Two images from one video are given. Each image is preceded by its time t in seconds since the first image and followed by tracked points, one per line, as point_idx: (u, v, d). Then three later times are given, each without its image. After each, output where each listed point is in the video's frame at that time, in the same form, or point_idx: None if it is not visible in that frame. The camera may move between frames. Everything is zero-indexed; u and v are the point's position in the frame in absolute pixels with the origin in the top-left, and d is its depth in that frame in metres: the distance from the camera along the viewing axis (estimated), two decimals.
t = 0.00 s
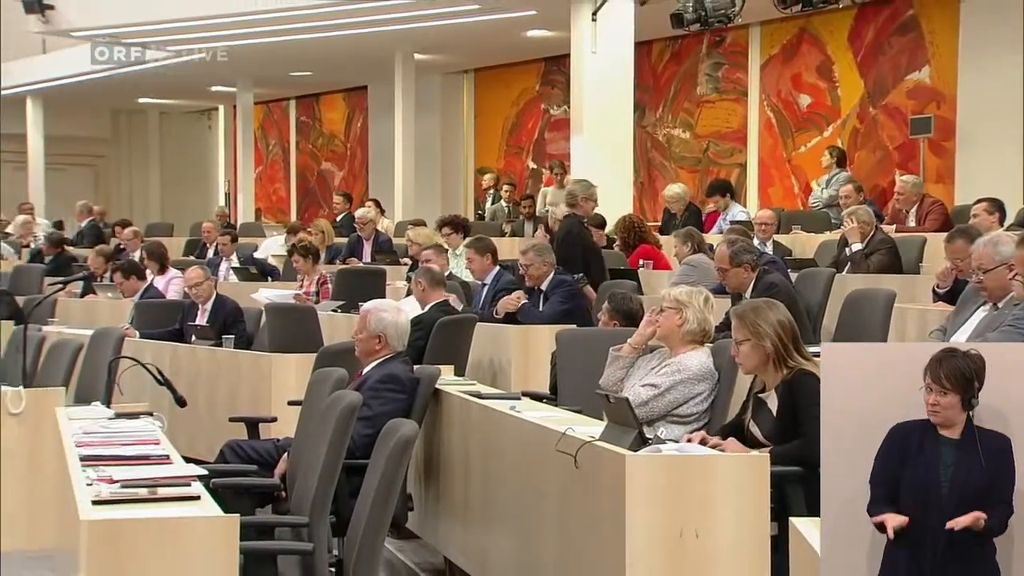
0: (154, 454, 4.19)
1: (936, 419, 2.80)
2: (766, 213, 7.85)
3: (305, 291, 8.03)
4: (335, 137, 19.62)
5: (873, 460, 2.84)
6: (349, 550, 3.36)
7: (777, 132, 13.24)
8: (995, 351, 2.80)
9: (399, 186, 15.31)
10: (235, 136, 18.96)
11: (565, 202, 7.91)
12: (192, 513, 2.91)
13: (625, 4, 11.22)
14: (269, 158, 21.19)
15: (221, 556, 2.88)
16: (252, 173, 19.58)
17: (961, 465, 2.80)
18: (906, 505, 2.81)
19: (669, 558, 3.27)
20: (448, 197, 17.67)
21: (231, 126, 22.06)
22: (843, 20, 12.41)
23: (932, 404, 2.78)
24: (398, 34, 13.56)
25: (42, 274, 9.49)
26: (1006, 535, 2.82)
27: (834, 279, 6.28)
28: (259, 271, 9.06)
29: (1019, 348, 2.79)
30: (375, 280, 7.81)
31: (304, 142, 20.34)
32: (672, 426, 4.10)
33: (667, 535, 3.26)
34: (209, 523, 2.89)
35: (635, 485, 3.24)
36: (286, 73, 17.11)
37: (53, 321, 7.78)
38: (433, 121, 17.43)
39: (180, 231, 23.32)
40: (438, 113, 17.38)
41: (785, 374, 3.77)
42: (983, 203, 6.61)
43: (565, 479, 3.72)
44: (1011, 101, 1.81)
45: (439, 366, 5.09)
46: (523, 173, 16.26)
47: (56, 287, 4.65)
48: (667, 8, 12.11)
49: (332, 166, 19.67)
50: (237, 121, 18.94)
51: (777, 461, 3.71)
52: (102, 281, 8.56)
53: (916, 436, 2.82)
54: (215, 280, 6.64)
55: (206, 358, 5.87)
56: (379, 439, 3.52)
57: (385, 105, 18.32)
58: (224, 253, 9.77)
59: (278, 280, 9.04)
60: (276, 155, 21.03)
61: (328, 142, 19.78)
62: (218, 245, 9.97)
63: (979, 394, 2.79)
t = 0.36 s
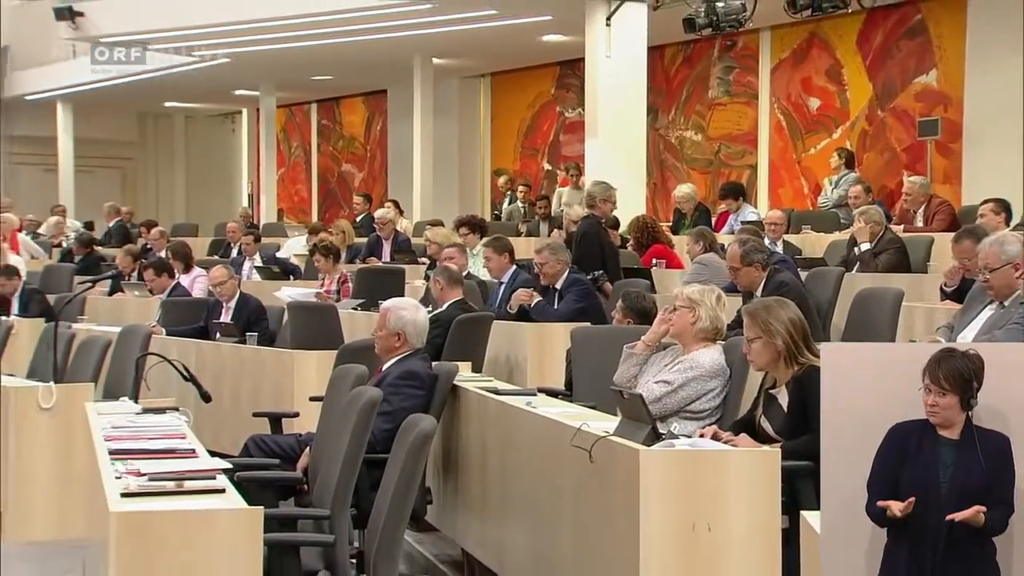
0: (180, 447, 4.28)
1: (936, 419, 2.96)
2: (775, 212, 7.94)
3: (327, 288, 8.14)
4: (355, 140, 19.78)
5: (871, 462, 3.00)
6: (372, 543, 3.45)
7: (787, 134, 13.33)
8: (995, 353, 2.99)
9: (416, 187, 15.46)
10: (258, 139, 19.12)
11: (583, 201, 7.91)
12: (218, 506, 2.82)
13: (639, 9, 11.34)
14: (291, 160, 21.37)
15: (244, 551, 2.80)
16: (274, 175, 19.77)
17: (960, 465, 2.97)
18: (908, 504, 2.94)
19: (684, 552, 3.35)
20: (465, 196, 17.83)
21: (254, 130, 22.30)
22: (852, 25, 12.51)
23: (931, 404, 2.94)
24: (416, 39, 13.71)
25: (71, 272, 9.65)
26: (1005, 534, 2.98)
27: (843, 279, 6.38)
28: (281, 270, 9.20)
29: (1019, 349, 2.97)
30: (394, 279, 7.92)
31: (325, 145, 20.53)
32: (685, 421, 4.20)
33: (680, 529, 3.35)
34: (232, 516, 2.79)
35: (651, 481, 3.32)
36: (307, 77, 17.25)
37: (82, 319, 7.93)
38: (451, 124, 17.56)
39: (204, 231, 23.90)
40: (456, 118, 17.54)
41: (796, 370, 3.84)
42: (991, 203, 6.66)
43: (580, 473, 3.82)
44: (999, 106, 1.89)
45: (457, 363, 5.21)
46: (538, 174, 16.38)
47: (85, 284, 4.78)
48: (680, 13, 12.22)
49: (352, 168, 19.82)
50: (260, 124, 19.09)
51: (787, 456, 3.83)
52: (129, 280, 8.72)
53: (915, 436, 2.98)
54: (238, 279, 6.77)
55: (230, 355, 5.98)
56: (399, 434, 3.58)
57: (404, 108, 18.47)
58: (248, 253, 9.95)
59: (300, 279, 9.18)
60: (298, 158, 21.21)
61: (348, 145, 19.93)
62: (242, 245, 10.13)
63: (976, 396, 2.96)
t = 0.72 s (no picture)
0: (204, 439, 4.40)
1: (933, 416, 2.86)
2: (783, 211, 8.09)
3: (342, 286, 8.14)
4: (373, 141, 19.94)
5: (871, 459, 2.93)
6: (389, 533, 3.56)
7: (793, 135, 13.44)
8: (1000, 354, 2.93)
9: (432, 188, 15.57)
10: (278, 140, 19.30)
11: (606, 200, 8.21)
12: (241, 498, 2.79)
13: (650, 14, 11.46)
14: (311, 160, 21.57)
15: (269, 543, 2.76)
16: (293, 175, 19.96)
17: (959, 464, 2.87)
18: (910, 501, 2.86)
19: (696, 546, 3.39)
20: (481, 196, 17.98)
21: (274, 131, 22.52)
22: (858, 29, 12.61)
23: (931, 400, 2.84)
24: (431, 44, 13.86)
25: (98, 270, 9.81)
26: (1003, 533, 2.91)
27: (848, 277, 6.51)
28: (300, 268, 9.36)
29: None
30: (411, 276, 8.09)
31: (343, 146, 20.72)
32: (694, 415, 4.31)
33: (690, 520, 3.38)
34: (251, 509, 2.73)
35: (660, 476, 3.36)
36: (327, 80, 17.42)
37: (108, 316, 8.09)
38: (467, 126, 17.73)
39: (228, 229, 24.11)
40: (471, 120, 17.71)
41: (803, 366, 3.91)
42: (993, 204, 6.84)
43: (594, 466, 3.89)
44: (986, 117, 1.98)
45: (473, 359, 5.34)
46: (550, 175, 16.51)
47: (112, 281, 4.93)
48: (689, 18, 12.34)
49: (370, 169, 19.98)
50: (280, 127, 19.26)
51: (795, 449, 3.94)
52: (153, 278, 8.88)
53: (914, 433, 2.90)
54: (260, 277, 6.89)
55: (252, 351, 6.11)
56: (417, 427, 3.68)
57: (421, 110, 18.64)
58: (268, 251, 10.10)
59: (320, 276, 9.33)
60: (317, 158, 21.41)
61: (366, 146, 20.10)
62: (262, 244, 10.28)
63: (976, 397, 2.87)
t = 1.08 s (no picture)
0: (231, 430, 4.54)
1: (939, 413, 3.32)
2: (792, 208, 8.20)
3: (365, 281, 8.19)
4: (394, 141, 20.09)
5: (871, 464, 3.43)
6: (412, 523, 3.68)
7: (804, 135, 13.54)
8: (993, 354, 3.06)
9: (452, 186, 15.74)
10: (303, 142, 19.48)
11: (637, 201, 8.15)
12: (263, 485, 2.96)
13: (664, 15, 11.56)
14: (333, 160, 21.76)
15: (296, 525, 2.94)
16: (316, 174, 20.11)
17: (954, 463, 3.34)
18: (909, 503, 3.33)
19: (710, 531, 3.47)
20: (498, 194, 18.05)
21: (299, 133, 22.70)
22: (867, 30, 12.71)
23: (936, 399, 3.31)
24: (448, 45, 13.96)
25: (130, 266, 10.01)
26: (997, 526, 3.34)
27: (859, 273, 6.62)
28: (324, 263, 9.54)
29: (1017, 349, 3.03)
30: (430, 272, 8.25)
31: (365, 146, 20.89)
32: (707, 407, 4.37)
33: (704, 508, 3.46)
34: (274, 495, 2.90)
35: (674, 465, 3.45)
36: (349, 82, 17.59)
37: (138, 312, 8.29)
38: (484, 126, 17.87)
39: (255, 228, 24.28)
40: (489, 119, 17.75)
41: (813, 361, 4.04)
42: (1000, 202, 6.95)
43: (610, 455, 4.01)
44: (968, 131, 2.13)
45: (492, 352, 5.48)
46: (567, 174, 16.63)
47: (142, 277, 5.09)
48: (702, 19, 12.44)
49: (391, 168, 20.12)
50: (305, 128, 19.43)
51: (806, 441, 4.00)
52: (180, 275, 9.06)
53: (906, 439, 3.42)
54: (285, 272, 7.04)
55: (276, 344, 6.26)
56: (437, 419, 3.84)
57: (441, 110, 18.77)
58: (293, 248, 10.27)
59: (343, 272, 9.52)
60: (340, 158, 21.60)
61: (387, 146, 20.26)
62: (287, 241, 10.44)
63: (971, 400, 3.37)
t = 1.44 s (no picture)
0: (261, 421, 4.68)
1: (934, 410, 3.39)
2: (807, 205, 8.33)
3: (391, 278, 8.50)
4: (418, 140, 20.27)
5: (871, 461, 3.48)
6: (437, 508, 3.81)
7: (819, 134, 13.63)
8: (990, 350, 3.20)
9: (474, 183, 15.95)
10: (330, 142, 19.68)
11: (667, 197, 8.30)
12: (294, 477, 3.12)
13: (682, 17, 11.67)
14: (359, 159, 21.97)
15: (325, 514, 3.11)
16: (342, 172, 20.29)
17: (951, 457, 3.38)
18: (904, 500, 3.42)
19: (728, 523, 3.46)
20: (520, 192, 18.31)
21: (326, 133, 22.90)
22: (881, 31, 12.79)
23: (933, 397, 3.38)
24: (469, 48, 14.12)
25: (164, 261, 10.17)
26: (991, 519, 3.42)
27: (873, 268, 6.73)
28: (350, 259, 9.71)
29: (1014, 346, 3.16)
30: (453, 268, 8.25)
31: (390, 145, 21.07)
32: (723, 397, 4.44)
33: (722, 499, 3.45)
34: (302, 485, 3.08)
35: (692, 456, 3.44)
36: (374, 83, 17.77)
37: (170, 306, 8.47)
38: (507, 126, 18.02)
39: (282, 224, 24.51)
40: (511, 120, 18.17)
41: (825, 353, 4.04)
42: (1012, 199, 7.05)
43: (630, 446, 4.09)
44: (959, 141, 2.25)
45: (513, 345, 5.63)
46: (586, 172, 16.76)
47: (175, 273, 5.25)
48: (719, 21, 12.55)
49: (415, 166, 20.28)
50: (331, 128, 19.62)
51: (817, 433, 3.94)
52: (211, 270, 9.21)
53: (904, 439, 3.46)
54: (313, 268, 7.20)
55: (304, 337, 6.42)
56: (461, 411, 3.98)
57: (464, 110, 18.91)
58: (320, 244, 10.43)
59: (369, 267, 9.68)
60: (366, 156, 21.80)
61: (412, 145, 20.43)
62: (314, 238, 10.60)
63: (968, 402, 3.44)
